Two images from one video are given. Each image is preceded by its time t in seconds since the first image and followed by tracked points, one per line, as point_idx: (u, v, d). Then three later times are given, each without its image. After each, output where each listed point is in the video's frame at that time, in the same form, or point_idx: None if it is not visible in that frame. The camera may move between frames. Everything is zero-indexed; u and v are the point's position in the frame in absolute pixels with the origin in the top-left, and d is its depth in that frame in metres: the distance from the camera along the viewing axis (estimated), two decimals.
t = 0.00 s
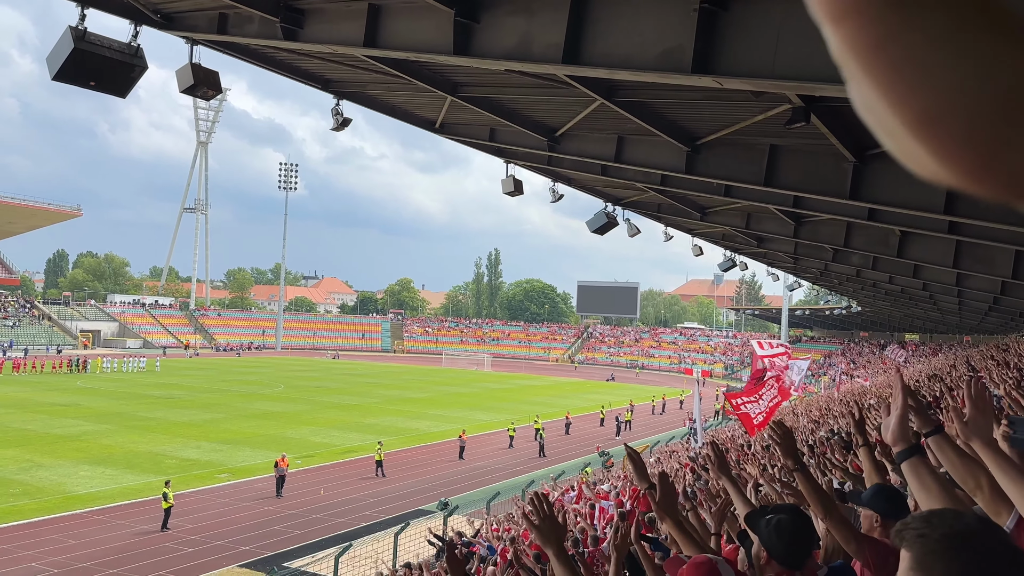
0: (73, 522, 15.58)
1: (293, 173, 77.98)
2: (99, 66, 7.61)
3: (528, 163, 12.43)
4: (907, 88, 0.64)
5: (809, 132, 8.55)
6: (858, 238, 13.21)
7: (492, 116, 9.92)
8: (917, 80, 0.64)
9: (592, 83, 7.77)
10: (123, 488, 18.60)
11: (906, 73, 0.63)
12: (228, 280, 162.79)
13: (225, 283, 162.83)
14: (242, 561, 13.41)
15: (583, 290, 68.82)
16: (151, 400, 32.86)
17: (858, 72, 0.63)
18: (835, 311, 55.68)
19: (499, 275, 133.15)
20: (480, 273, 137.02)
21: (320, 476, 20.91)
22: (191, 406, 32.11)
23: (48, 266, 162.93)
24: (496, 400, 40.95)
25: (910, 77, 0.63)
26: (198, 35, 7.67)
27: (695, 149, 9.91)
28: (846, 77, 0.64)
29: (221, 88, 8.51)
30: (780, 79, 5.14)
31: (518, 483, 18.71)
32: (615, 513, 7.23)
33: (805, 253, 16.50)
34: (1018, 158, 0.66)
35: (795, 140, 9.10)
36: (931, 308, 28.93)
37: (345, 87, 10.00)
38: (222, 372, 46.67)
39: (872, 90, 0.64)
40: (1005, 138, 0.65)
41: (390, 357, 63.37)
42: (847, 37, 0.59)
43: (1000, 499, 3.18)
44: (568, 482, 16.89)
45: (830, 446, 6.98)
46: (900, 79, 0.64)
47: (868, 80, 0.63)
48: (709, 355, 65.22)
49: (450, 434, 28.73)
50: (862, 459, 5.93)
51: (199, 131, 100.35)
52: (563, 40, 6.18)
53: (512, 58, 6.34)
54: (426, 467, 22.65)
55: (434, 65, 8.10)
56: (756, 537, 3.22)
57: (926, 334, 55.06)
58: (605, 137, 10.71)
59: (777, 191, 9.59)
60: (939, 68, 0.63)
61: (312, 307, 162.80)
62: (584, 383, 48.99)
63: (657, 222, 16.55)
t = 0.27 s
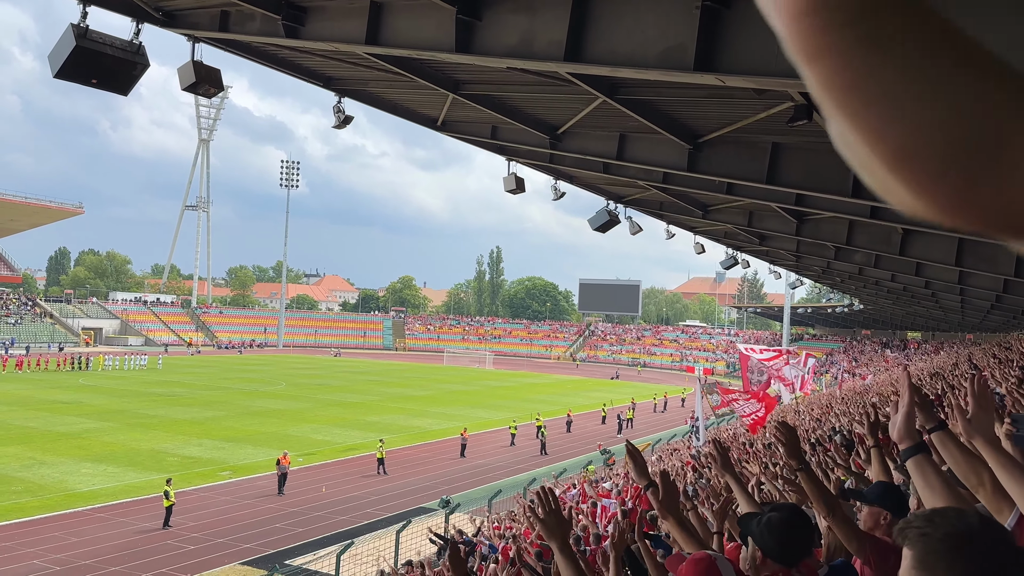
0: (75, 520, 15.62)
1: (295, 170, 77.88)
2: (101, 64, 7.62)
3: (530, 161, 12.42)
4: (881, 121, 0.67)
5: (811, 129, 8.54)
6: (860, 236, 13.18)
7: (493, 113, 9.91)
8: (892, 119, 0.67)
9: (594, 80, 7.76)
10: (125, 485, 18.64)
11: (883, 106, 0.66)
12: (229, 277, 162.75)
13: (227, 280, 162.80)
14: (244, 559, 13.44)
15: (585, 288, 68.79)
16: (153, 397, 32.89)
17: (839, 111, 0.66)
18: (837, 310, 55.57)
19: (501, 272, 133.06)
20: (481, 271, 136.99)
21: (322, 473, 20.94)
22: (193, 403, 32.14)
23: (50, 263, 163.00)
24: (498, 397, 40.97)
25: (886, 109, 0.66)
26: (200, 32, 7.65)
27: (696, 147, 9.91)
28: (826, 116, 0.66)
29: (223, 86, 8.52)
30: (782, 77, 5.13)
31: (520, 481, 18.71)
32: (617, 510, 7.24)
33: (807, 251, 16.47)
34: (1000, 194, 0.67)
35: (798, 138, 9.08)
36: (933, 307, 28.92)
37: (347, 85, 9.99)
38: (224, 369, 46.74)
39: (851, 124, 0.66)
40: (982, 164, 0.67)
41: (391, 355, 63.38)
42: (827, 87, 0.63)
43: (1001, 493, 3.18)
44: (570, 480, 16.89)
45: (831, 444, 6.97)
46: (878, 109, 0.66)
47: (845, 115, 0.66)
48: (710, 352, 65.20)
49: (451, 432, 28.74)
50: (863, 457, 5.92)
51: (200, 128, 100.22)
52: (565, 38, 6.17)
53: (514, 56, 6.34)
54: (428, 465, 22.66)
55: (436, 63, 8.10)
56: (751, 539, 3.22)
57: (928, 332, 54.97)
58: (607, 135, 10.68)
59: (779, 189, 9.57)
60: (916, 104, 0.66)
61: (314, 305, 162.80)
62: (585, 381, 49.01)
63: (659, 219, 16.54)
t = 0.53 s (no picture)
0: (77, 517, 15.65)
1: (295, 168, 77.83)
2: (101, 62, 7.62)
3: (531, 158, 12.41)
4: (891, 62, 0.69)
5: (811, 127, 8.53)
6: (861, 233, 13.17)
7: (494, 110, 9.91)
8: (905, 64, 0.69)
9: (595, 77, 7.75)
10: (126, 483, 18.67)
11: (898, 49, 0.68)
12: (230, 275, 162.79)
13: (228, 278, 162.84)
14: (245, 556, 13.47)
15: (586, 285, 68.81)
16: (154, 395, 32.92)
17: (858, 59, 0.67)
18: (837, 307, 55.60)
19: (502, 270, 133.10)
20: (482, 268, 136.94)
21: (323, 470, 20.97)
22: (194, 401, 32.18)
23: (51, 262, 163.05)
24: (498, 395, 41.00)
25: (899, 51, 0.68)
26: (200, 30, 7.65)
27: (697, 144, 9.90)
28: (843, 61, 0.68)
29: (223, 83, 8.51)
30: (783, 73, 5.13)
31: (521, 479, 18.72)
32: (616, 508, 7.25)
33: (808, 248, 16.46)
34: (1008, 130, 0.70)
35: (798, 135, 9.07)
36: (933, 304, 28.93)
37: (347, 82, 9.99)
38: (225, 367, 46.79)
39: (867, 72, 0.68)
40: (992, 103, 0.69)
41: (392, 352, 63.44)
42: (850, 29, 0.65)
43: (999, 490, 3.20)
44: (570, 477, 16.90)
45: (830, 442, 6.98)
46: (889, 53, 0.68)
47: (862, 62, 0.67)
48: (711, 350, 65.24)
49: (452, 429, 28.77)
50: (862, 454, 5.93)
51: (201, 126, 100.12)
52: (565, 35, 6.17)
53: (515, 53, 6.33)
54: (429, 462, 22.70)
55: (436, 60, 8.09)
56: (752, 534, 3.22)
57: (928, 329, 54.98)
58: (608, 133, 10.68)
59: (779, 186, 9.57)
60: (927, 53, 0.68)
61: (315, 303, 162.86)
62: (586, 379, 49.04)
63: (660, 216, 16.54)
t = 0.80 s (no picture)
0: (77, 516, 15.66)
1: (295, 166, 77.75)
2: (100, 60, 7.61)
3: (530, 156, 12.40)
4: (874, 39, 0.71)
5: (811, 124, 8.53)
6: (861, 231, 13.16)
7: (493, 108, 9.90)
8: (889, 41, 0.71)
9: (594, 75, 7.75)
10: (127, 481, 18.69)
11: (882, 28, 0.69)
12: (230, 274, 162.75)
13: (228, 277, 162.80)
14: (246, 555, 13.49)
15: (586, 283, 68.82)
16: (154, 394, 32.94)
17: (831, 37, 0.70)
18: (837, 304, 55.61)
19: (502, 268, 133.08)
20: (482, 266, 136.84)
21: (324, 469, 20.98)
22: (195, 400, 32.20)
23: (51, 261, 163.00)
24: (499, 393, 41.01)
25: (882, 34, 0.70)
26: (199, 28, 7.63)
27: (697, 142, 9.89)
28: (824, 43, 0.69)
29: (222, 82, 8.50)
30: (781, 72, 5.11)
31: (521, 476, 18.72)
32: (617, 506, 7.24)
33: (808, 246, 16.46)
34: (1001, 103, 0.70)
35: (798, 133, 9.07)
36: (933, 301, 28.93)
37: (347, 80, 9.97)
38: (225, 365, 46.80)
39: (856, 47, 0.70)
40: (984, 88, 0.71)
41: (393, 350, 63.44)
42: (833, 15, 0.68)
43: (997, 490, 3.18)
44: (570, 475, 16.90)
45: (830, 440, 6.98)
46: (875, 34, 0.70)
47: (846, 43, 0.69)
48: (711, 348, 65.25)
49: (453, 427, 28.79)
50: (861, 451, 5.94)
51: (200, 124, 99.99)
52: (564, 33, 6.16)
53: (513, 50, 6.32)
54: (430, 460, 22.72)
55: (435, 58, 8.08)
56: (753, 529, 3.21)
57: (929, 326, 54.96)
58: (607, 131, 10.68)
59: (779, 184, 9.56)
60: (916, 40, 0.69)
61: (315, 301, 162.82)
62: (586, 377, 49.06)
63: (660, 214, 16.54)
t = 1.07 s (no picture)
0: (77, 515, 15.66)
1: (294, 166, 77.70)
2: (98, 59, 7.59)
3: (530, 155, 12.39)
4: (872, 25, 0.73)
5: (810, 122, 8.53)
6: (861, 229, 13.16)
7: (492, 107, 9.89)
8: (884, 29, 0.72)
9: (594, 74, 7.74)
10: (127, 481, 18.70)
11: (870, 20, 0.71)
12: (230, 273, 162.73)
13: (228, 276, 162.79)
14: (245, 554, 13.50)
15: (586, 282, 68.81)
16: (154, 393, 32.95)
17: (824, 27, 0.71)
18: (837, 302, 55.60)
19: (502, 267, 133.07)
20: (482, 265, 136.80)
21: (324, 468, 20.99)
22: (195, 399, 32.21)
23: (51, 260, 162.97)
24: (499, 392, 41.02)
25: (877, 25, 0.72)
26: (197, 27, 7.62)
27: (696, 141, 9.89)
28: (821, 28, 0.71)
29: (221, 81, 8.48)
30: (780, 69, 5.10)
31: (521, 475, 18.73)
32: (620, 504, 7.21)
33: (808, 244, 16.47)
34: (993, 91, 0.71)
35: (797, 131, 9.06)
36: (933, 299, 28.93)
37: (346, 79, 9.97)
38: (226, 364, 46.82)
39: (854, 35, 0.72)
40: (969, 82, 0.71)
41: (393, 349, 63.46)
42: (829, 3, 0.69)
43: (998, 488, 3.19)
44: (570, 473, 16.89)
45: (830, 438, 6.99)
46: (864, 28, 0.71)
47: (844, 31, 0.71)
48: (711, 347, 65.28)
49: (453, 426, 28.79)
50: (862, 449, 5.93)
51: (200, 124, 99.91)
52: (563, 32, 6.16)
53: (512, 49, 6.32)
54: (430, 459, 22.73)
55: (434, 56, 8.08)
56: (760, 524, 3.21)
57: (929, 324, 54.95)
58: (606, 129, 10.67)
59: (778, 182, 9.56)
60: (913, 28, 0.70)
61: (315, 301, 162.78)
62: (586, 376, 49.08)
63: (659, 213, 16.54)
